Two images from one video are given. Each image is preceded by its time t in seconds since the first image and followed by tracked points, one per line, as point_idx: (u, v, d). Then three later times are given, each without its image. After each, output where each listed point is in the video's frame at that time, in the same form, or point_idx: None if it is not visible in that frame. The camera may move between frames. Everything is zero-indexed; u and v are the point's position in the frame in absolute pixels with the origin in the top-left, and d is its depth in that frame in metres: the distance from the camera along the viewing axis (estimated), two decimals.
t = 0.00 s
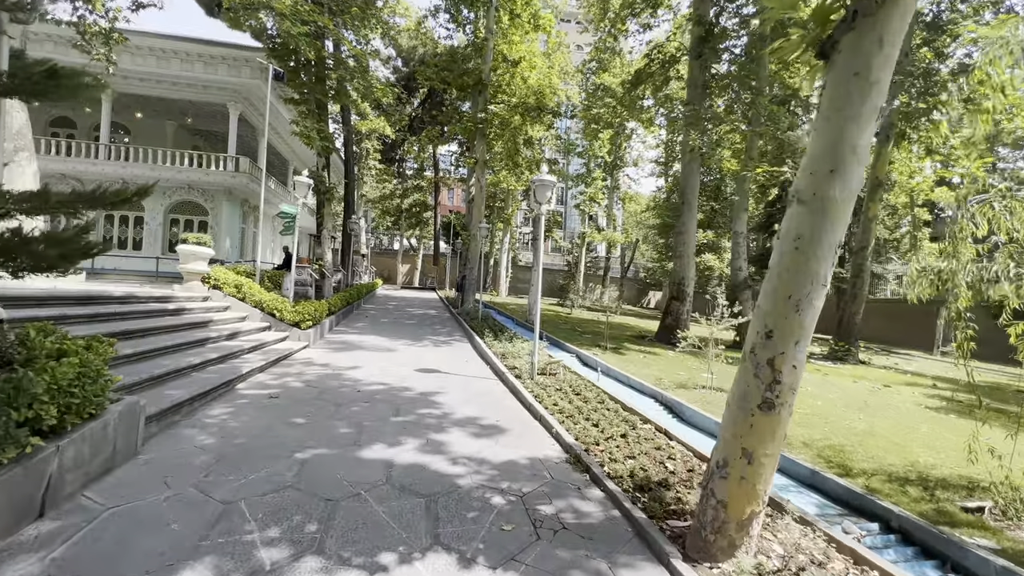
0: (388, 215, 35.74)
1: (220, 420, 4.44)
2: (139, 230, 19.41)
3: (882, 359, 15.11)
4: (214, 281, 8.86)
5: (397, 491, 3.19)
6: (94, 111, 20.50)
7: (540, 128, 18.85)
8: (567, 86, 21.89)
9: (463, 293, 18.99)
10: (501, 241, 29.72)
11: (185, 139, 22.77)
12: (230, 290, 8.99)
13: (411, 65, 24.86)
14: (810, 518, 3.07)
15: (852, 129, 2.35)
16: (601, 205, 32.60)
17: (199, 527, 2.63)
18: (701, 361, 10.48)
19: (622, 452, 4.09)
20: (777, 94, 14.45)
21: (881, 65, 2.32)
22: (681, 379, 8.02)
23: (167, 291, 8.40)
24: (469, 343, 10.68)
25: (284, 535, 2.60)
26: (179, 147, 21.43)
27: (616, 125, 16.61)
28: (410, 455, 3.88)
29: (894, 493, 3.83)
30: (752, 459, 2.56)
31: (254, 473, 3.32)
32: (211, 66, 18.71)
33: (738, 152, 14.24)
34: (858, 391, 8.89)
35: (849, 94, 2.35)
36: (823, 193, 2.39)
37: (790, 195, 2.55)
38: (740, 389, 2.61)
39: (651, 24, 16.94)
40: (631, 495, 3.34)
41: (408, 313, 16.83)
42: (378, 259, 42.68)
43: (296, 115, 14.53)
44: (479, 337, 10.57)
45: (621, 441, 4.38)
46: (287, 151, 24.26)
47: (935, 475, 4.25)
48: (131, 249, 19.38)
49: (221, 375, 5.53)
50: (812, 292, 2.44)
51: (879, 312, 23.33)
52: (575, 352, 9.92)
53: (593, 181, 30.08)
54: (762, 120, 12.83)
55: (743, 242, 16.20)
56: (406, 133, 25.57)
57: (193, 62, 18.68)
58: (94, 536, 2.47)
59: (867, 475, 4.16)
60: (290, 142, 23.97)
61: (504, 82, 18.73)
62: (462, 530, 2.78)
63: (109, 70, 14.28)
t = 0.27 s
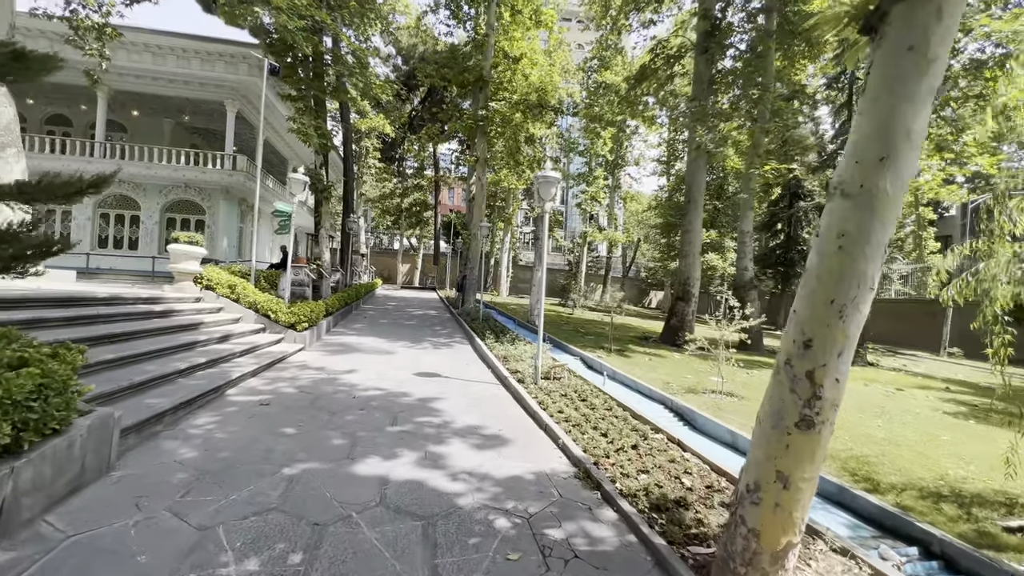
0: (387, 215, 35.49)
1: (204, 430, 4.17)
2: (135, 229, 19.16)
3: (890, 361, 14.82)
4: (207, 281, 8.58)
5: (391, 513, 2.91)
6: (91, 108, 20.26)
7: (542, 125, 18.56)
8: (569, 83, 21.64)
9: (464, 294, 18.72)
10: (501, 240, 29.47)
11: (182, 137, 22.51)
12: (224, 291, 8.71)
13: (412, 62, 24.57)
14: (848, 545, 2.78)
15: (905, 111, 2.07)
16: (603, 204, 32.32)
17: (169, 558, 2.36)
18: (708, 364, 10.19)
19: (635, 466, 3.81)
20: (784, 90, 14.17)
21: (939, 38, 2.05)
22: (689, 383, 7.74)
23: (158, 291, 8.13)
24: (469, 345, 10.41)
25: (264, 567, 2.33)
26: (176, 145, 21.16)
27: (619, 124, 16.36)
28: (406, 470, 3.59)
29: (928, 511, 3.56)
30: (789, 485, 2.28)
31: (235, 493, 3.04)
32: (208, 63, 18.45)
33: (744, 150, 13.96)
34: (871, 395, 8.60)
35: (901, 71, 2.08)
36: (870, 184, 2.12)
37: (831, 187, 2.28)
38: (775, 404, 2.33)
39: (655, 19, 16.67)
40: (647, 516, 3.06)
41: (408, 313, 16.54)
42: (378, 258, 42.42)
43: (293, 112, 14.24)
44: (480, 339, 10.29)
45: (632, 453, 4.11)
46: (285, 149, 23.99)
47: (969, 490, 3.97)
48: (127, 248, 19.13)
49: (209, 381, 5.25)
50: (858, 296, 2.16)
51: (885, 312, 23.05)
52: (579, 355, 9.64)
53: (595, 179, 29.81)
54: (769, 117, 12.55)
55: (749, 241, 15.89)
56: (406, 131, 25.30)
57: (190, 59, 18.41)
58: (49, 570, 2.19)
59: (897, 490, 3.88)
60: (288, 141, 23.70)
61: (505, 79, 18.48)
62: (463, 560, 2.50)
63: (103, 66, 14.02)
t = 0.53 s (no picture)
0: (387, 214, 35.20)
1: (185, 440, 3.89)
2: (130, 228, 18.88)
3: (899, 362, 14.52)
4: (198, 280, 8.31)
5: (381, 537, 2.63)
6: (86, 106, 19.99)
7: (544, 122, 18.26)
8: (571, 80, 21.33)
9: (464, 293, 18.43)
10: (502, 239, 29.19)
11: (179, 135, 22.24)
12: (216, 290, 8.43)
13: (411, 59, 24.29)
14: None
15: (974, 83, 1.79)
16: (605, 203, 32.02)
17: None
18: (715, 366, 9.90)
19: (647, 480, 3.53)
20: (790, 86, 13.88)
21: None
22: (698, 386, 7.45)
23: (147, 291, 7.85)
24: (469, 347, 10.11)
25: None
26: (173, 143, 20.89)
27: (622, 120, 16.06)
28: (400, 485, 3.30)
29: (968, 530, 3.27)
30: (834, 513, 1.99)
31: (210, 514, 2.76)
32: (204, 59, 18.17)
33: (750, 146, 13.66)
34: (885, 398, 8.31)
35: (970, 38, 1.79)
36: (933, 168, 1.83)
37: (882, 171, 1.99)
38: (817, 420, 2.05)
39: (658, 14, 16.39)
40: (665, 540, 2.77)
41: (407, 313, 16.26)
42: (377, 258, 42.14)
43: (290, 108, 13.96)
44: (480, 340, 10.01)
45: (644, 465, 3.83)
46: (283, 147, 23.71)
47: (1007, 505, 3.70)
48: (122, 248, 18.86)
49: (194, 386, 4.97)
50: (916, 297, 1.88)
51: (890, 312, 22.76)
52: (582, 357, 9.35)
53: (597, 178, 29.50)
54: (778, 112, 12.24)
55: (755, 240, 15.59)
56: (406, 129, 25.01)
57: (186, 55, 18.13)
58: None
59: (930, 506, 3.60)
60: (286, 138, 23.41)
61: (506, 75, 18.19)
62: None
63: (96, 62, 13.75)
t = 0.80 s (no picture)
0: (387, 214, 34.91)
1: (161, 457, 3.59)
2: (125, 228, 18.60)
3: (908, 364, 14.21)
4: (189, 281, 8.03)
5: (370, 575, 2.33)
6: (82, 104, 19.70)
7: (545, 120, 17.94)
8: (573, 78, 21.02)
9: (464, 294, 18.13)
10: (502, 239, 28.88)
11: (176, 134, 21.96)
12: (208, 292, 8.14)
13: (411, 57, 23.99)
14: None
15: None
16: (607, 202, 31.71)
17: None
18: (722, 370, 9.61)
19: (663, 503, 3.23)
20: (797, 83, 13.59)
21: None
22: (707, 392, 7.15)
23: (135, 293, 7.56)
24: (469, 350, 9.81)
25: None
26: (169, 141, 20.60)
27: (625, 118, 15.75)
28: (393, 510, 3.01)
29: (1016, 558, 2.98)
30: (896, 561, 1.70)
31: (178, 547, 2.47)
32: (201, 56, 17.88)
33: (756, 145, 13.36)
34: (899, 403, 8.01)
35: None
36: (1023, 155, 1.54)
37: (954, 162, 1.70)
38: (876, 450, 1.75)
39: (662, 10, 16.10)
40: None
41: (406, 315, 15.97)
42: (377, 258, 41.80)
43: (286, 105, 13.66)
44: (481, 343, 9.71)
45: (659, 485, 3.53)
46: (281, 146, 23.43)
47: None
48: (117, 247, 18.58)
49: (177, 395, 4.69)
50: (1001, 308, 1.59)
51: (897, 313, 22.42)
52: (586, 361, 9.04)
53: (599, 177, 29.17)
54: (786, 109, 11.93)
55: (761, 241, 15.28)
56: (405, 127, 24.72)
57: (182, 52, 17.83)
58: None
59: (970, 531, 3.30)
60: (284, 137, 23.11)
61: (507, 73, 17.91)
62: None
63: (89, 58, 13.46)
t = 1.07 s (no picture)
0: (387, 213, 34.64)
1: (139, 471, 3.32)
2: (122, 227, 18.36)
3: (918, 366, 13.91)
4: (180, 282, 7.78)
5: None
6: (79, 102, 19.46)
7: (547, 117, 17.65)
8: (575, 76, 20.73)
9: (466, 294, 17.86)
10: (504, 239, 28.62)
11: (174, 132, 21.72)
12: (201, 293, 7.88)
13: (411, 55, 23.73)
14: None
15: None
16: (609, 202, 31.42)
17: None
18: (731, 372, 9.32)
19: (686, 525, 2.95)
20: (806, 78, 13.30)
21: None
22: (719, 397, 6.87)
23: (125, 293, 7.30)
24: (471, 352, 9.54)
25: None
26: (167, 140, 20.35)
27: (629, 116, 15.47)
28: (389, 533, 2.73)
29: None
30: None
31: None
32: (198, 52, 17.61)
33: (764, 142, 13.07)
34: (917, 407, 7.72)
35: None
36: None
37: None
38: (964, 483, 1.47)
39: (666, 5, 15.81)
40: None
41: (407, 315, 15.68)
42: (377, 257, 41.52)
43: (284, 101, 13.38)
44: (483, 345, 9.43)
45: (681, 502, 3.25)
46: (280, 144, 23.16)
47: None
48: (113, 247, 18.33)
49: (163, 402, 4.42)
50: None
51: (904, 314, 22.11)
52: (592, 363, 8.76)
53: (601, 176, 28.87)
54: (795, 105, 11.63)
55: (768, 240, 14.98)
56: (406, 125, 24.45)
57: (179, 48, 17.56)
58: None
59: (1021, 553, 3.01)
60: (283, 135, 22.84)
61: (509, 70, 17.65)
62: None
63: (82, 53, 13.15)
